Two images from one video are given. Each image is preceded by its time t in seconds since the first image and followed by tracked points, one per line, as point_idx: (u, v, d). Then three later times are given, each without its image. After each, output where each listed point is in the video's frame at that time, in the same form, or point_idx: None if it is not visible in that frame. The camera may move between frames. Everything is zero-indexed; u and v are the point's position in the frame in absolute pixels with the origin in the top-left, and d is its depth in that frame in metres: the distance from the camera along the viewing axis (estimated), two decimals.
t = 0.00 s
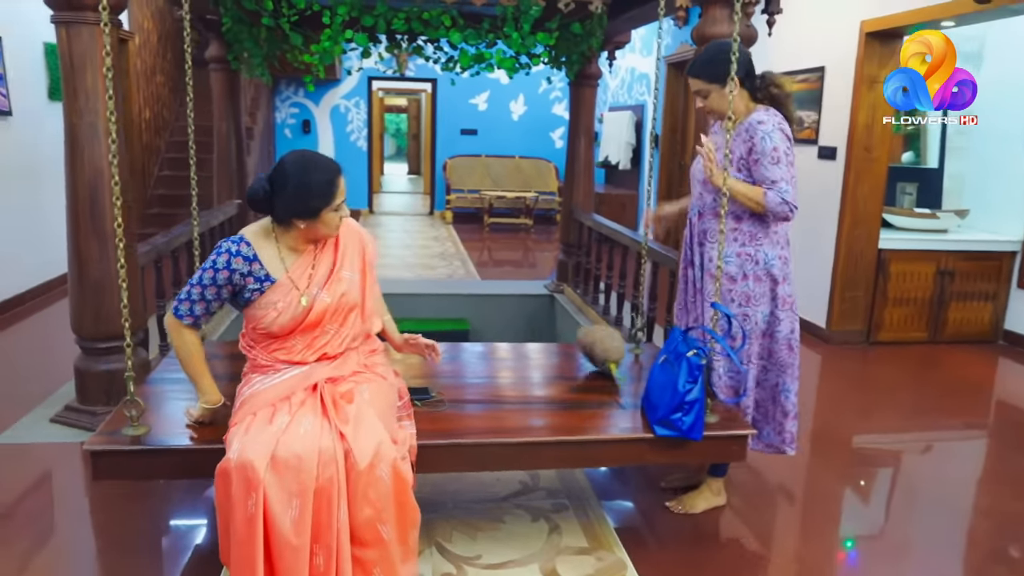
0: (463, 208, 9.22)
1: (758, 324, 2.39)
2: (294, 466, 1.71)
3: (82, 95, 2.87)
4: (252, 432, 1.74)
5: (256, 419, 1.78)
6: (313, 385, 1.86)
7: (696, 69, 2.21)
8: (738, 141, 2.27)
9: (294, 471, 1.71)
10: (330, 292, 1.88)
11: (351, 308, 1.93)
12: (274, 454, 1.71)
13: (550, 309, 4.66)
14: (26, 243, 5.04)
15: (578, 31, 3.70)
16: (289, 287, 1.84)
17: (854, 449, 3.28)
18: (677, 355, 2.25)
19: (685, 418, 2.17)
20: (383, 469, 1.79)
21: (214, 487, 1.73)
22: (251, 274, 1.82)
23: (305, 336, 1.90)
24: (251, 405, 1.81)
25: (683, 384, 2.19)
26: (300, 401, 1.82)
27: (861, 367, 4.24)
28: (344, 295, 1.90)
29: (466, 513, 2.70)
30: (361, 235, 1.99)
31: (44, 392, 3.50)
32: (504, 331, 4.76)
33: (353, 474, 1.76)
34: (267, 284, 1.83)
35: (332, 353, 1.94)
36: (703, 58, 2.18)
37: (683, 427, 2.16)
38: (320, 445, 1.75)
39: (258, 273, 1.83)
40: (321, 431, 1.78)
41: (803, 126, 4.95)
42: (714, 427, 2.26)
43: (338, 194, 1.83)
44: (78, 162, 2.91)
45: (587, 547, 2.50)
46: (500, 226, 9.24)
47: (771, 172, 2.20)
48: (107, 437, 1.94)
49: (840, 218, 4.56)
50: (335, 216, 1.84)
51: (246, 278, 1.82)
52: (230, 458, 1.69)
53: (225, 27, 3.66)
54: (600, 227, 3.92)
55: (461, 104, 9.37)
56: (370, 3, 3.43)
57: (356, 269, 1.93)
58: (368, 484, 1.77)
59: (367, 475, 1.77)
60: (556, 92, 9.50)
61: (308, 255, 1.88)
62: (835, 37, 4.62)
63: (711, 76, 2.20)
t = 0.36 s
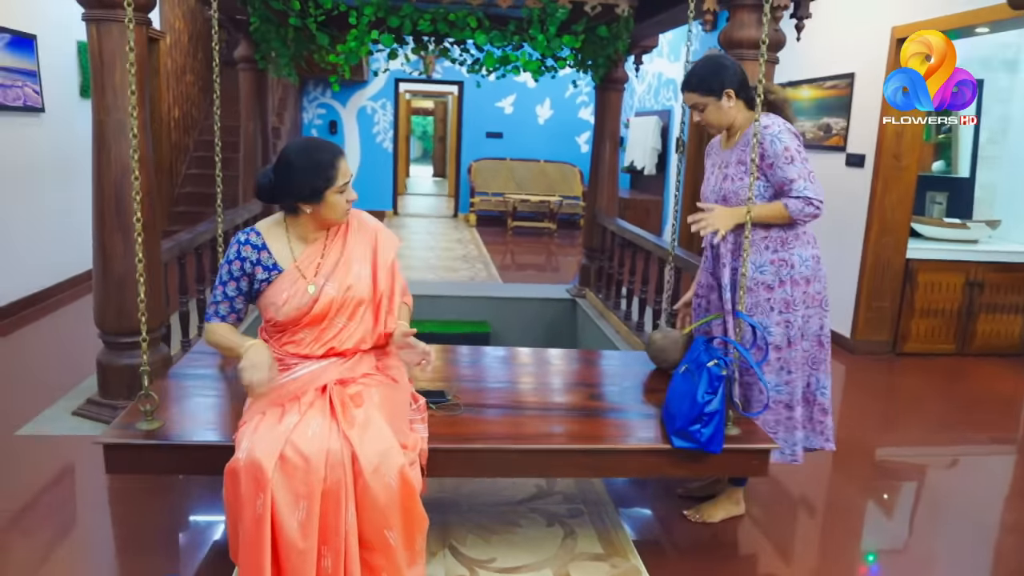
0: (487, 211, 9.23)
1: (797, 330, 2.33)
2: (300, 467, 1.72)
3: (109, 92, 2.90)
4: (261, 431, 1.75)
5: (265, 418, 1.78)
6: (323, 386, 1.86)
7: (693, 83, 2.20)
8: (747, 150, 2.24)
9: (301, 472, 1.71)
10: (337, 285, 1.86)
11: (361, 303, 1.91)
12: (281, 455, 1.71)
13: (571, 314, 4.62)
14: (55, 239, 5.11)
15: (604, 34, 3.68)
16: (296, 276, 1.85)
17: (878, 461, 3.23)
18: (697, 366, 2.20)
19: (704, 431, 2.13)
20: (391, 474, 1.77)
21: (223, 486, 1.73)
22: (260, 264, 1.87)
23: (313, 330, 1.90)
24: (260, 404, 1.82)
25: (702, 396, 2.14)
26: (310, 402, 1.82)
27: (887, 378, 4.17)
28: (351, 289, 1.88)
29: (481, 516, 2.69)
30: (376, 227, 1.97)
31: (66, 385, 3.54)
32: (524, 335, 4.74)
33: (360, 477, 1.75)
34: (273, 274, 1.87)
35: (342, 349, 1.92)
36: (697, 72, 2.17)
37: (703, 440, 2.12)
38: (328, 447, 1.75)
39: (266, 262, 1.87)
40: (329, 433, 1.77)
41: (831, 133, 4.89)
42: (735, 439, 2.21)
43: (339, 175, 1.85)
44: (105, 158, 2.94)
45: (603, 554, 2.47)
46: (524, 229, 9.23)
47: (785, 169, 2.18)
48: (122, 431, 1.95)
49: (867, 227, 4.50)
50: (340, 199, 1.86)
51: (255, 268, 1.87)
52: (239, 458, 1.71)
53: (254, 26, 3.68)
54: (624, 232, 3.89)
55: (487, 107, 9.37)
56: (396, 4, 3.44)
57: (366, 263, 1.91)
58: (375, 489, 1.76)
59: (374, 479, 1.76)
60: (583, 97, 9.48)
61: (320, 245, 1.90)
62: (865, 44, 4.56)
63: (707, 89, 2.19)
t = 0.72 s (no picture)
0: (506, 221, 9.23)
1: (817, 338, 2.31)
2: (319, 474, 1.71)
3: (133, 100, 2.92)
4: (278, 439, 1.74)
5: (282, 426, 1.78)
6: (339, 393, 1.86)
7: (695, 97, 2.22)
8: (753, 165, 2.22)
9: (319, 480, 1.71)
10: (352, 287, 1.87)
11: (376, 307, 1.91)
12: (300, 462, 1.71)
13: (589, 324, 4.62)
14: (78, 246, 5.15)
15: (625, 43, 3.67)
16: (312, 277, 1.86)
17: (901, 475, 3.18)
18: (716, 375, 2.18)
19: (722, 441, 2.10)
20: (409, 482, 1.76)
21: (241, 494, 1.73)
22: (281, 261, 1.88)
23: (328, 334, 1.90)
24: (276, 413, 1.81)
25: (720, 406, 2.11)
26: (327, 409, 1.81)
27: (910, 391, 4.11)
28: (366, 293, 1.88)
29: (498, 525, 2.67)
30: (390, 232, 1.98)
31: (86, 391, 3.56)
32: (542, 344, 4.76)
33: (379, 484, 1.74)
34: (292, 271, 1.88)
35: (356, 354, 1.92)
36: (701, 88, 2.19)
37: (720, 449, 2.10)
38: (346, 455, 1.74)
39: (287, 259, 1.88)
40: (347, 440, 1.77)
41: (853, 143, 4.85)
42: (755, 450, 2.18)
43: (351, 180, 1.83)
44: (127, 165, 2.96)
45: (620, 565, 2.45)
46: (542, 239, 9.22)
47: (780, 189, 2.15)
48: (138, 436, 1.95)
49: (889, 237, 4.46)
50: (351, 204, 1.84)
51: (277, 265, 1.88)
52: (256, 466, 1.70)
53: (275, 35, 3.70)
54: (643, 241, 3.87)
55: (506, 117, 9.39)
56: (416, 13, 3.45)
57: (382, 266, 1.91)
58: (394, 497, 1.74)
59: (393, 486, 1.74)
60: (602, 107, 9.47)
61: (336, 248, 1.90)
62: (888, 54, 4.53)
63: (709, 105, 2.21)
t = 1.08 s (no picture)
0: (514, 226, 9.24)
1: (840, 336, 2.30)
2: (336, 477, 1.71)
3: (142, 110, 2.94)
4: (294, 442, 1.74)
5: (298, 429, 1.77)
6: (353, 398, 1.86)
7: (679, 120, 2.22)
8: (741, 181, 2.24)
9: (337, 482, 1.71)
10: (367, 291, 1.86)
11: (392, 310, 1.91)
12: (317, 466, 1.70)
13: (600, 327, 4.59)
14: (88, 256, 5.17)
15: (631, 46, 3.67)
16: (328, 280, 1.86)
17: (916, 475, 3.16)
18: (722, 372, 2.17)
19: (730, 437, 2.10)
20: (425, 484, 1.76)
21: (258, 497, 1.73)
22: (297, 262, 1.89)
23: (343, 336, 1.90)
24: (290, 417, 1.81)
25: (728, 402, 2.12)
26: (343, 412, 1.81)
27: (923, 391, 4.09)
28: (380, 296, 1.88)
29: (511, 529, 2.66)
30: (411, 237, 1.96)
31: (98, 399, 3.57)
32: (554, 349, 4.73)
33: (396, 486, 1.74)
34: (309, 274, 1.88)
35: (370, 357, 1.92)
36: (685, 109, 2.19)
37: (728, 445, 2.09)
38: (363, 457, 1.74)
39: (302, 261, 1.89)
40: (364, 442, 1.77)
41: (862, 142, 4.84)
42: (768, 449, 2.17)
43: (368, 190, 1.83)
44: (136, 174, 2.98)
45: (634, 568, 2.43)
46: (551, 244, 9.22)
47: (777, 216, 2.18)
48: (149, 443, 1.95)
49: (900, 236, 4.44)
50: (366, 215, 1.85)
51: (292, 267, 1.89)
52: (273, 469, 1.70)
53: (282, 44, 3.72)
54: (652, 243, 3.86)
55: (512, 122, 9.40)
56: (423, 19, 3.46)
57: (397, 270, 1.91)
58: (410, 499, 1.74)
59: (409, 488, 1.74)
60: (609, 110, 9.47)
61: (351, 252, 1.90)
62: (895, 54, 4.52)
63: (694, 126, 2.21)
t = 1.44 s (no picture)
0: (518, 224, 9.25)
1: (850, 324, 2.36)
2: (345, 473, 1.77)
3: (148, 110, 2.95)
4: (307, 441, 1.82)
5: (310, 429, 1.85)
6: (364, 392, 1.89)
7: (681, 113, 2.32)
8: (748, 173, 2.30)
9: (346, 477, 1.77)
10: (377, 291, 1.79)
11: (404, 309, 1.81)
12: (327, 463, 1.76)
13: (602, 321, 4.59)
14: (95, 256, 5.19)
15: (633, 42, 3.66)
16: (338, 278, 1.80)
17: (925, 469, 3.14)
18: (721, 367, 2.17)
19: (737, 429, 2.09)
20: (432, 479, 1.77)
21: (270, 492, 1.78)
22: (309, 257, 1.82)
23: (355, 333, 1.83)
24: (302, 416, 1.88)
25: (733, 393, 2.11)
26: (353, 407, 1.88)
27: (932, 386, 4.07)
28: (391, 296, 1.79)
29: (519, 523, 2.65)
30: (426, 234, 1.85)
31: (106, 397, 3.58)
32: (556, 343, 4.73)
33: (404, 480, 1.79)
34: (320, 269, 1.82)
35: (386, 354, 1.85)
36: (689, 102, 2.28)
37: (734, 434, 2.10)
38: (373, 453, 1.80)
39: (315, 256, 1.83)
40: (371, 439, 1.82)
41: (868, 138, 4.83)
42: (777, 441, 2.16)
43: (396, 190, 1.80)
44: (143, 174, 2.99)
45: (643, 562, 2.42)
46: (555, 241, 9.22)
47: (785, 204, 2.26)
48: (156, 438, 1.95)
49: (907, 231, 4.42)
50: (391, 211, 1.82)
51: (303, 261, 1.82)
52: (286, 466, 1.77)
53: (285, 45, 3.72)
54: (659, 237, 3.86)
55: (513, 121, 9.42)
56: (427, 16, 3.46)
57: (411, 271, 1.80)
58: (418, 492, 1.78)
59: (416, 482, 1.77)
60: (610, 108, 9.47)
61: (363, 250, 1.82)
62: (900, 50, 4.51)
63: (697, 119, 2.30)
